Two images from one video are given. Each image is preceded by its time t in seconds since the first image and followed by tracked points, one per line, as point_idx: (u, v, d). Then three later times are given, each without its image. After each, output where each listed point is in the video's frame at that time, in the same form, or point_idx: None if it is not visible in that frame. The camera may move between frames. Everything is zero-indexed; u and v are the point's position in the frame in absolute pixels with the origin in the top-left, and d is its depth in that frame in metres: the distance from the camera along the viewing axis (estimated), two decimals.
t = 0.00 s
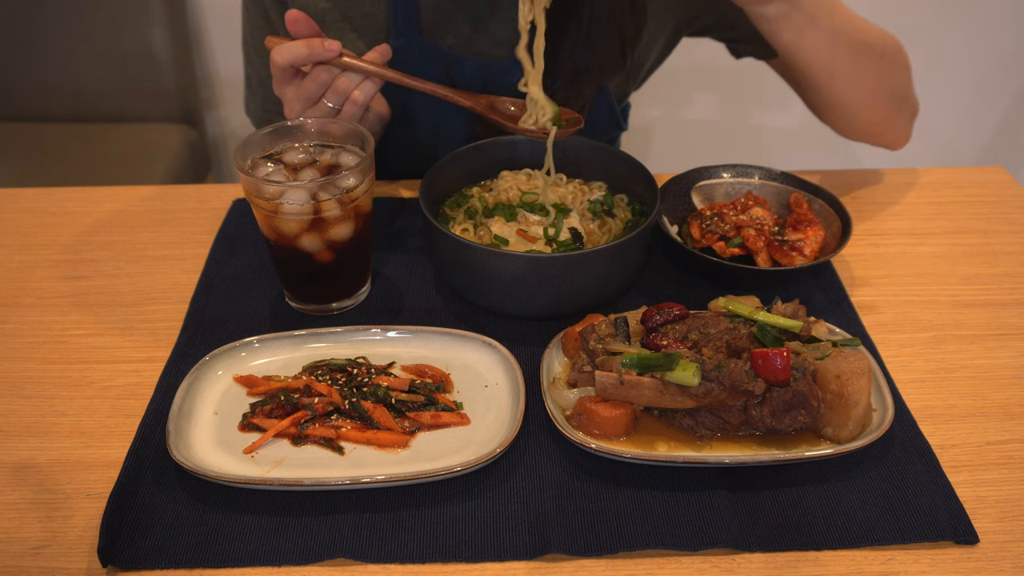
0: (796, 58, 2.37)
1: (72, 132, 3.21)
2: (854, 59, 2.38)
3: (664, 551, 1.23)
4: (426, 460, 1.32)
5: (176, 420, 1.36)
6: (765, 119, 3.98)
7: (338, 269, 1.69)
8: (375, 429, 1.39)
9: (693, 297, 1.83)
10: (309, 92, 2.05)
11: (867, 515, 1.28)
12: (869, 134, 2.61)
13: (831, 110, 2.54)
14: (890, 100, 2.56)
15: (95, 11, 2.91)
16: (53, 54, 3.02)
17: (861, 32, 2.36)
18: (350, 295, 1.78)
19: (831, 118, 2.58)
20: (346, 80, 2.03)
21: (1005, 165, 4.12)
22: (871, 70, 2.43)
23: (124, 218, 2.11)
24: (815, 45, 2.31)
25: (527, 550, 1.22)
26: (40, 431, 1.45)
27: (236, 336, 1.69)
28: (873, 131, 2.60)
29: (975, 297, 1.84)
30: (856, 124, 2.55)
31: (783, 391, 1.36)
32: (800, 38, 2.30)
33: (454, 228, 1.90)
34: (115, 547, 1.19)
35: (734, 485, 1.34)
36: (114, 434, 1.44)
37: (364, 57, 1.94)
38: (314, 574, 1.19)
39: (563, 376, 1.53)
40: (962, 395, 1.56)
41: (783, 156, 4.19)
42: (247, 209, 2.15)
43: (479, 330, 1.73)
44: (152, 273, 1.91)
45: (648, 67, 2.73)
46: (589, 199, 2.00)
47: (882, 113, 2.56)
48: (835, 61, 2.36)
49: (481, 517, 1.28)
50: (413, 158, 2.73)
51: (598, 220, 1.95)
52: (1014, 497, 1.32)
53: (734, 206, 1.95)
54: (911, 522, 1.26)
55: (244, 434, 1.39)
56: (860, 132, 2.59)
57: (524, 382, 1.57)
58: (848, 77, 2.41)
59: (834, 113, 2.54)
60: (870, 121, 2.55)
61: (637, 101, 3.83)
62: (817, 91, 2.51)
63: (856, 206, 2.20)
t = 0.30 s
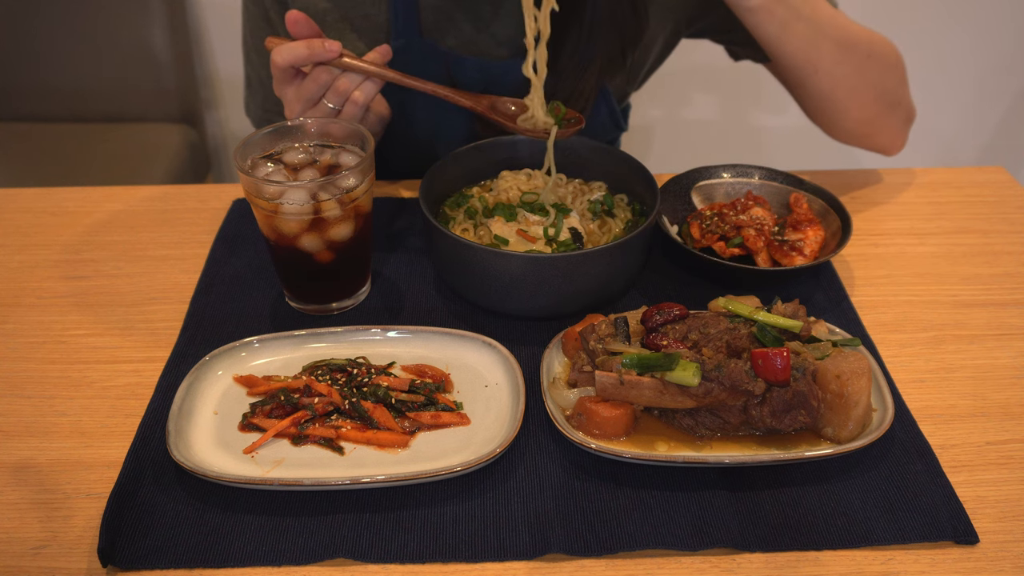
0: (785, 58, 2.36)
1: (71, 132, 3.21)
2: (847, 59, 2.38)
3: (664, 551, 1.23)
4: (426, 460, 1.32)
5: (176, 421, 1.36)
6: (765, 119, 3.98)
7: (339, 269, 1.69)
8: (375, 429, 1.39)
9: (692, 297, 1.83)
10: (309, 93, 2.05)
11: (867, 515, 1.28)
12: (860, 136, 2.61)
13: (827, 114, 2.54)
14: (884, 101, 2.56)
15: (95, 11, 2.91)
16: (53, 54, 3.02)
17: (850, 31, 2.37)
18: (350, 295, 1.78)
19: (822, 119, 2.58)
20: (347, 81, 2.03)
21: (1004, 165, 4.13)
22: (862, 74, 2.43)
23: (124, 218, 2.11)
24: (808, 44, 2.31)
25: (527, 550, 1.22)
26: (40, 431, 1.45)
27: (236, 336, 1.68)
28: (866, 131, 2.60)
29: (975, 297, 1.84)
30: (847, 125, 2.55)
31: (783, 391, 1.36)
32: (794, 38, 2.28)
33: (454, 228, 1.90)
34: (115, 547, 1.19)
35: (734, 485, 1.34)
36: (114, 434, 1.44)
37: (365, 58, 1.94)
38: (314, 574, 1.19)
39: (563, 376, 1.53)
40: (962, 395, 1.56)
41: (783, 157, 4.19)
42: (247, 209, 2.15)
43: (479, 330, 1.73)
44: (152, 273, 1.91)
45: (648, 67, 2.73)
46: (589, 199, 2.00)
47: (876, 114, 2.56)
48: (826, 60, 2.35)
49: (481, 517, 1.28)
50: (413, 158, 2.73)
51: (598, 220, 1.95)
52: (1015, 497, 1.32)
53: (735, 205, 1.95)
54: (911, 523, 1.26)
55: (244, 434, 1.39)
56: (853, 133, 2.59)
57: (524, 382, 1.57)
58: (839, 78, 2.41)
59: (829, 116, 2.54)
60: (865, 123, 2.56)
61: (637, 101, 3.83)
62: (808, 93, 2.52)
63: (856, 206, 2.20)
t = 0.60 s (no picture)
0: (785, 59, 2.36)
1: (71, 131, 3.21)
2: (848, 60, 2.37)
3: (664, 551, 1.23)
4: (427, 460, 1.32)
5: (176, 421, 1.36)
6: (766, 119, 3.98)
7: (339, 269, 1.69)
8: (375, 429, 1.39)
9: (692, 297, 1.83)
10: (311, 94, 2.05)
11: (867, 515, 1.28)
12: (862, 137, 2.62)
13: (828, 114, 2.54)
14: (885, 101, 2.55)
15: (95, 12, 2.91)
16: (54, 54, 3.02)
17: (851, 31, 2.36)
18: (350, 295, 1.78)
19: (824, 120, 2.58)
20: (348, 82, 2.03)
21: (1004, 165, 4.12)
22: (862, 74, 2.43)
23: (124, 218, 2.11)
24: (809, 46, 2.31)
25: (527, 550, 1.22)
26: (40, 431, 1.45)
27: (236, 336, 1.68)
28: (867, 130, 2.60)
29: (975, 297, 1.84)
30: (849, 125, 2.55)
31: (783, 391, 1.36)
32: (796, 40, 2.28)
33: (454, 228, 1.90)
34: (115, 547, 1.19)
35: (734, 485, 1.34)
36: (115, 434, 1.44)
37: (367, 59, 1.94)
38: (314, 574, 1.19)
39: (563, 376, 1.53)
40: (962, 395, 1.55)
41: (783, 157, 4.19)
42: (247, 209, 2.15)
43: (479, 330, 1.73)
44: (152, 273, 1.91)
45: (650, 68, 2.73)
46: (589, 199, 2.00)
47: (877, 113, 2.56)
48: (826, 60, 2.35)
49: (481, 517, 1.28)
50: (413, 158, 2.73)
51: (598, 220, 1.95)
52: (1015, 497, 1.32)
53: (735, 206, 1.95)
54: (911, 523, 1.26)
55: (244, 434, 1.39)
56: (855, 133, 2.59)
57: (524, 382, 1.57)
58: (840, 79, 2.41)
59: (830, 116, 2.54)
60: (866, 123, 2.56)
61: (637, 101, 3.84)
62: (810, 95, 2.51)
63: (856, 206, 2.20)
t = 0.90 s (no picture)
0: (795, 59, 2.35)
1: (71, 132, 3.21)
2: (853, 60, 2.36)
3: (664, 551, 1.23)
4: (427, 459, 1.32)
5: (176, 421, 1.36)
6: (766, 119, 3.98)
7: (339, 269, 1.69)
8: (375, 429, 1.39)
9: (692, 297, 1.83)
10: (308, 93, 2.05)
11: (867, 515, 1.28)
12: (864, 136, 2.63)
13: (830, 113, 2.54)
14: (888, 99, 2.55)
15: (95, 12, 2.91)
16: (53, 54, 3.02)
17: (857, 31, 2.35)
18: (350, 295, 1.78)
19: (825, 117, 2.60)
20: (346, 81, 2.03)
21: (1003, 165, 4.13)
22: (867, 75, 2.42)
23: (124, 218, 2.11)
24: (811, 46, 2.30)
25: (527, 550, 1.22)
26: (40, 431, 1.45)
27: (236, 336, 1.68)
28: (870, 129, 2.61)
29: (975, 297, 1.84)
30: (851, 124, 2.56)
31: (783, 391, 1.36)
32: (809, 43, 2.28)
33: (454, 228, 1.90)
34: (116, 547, 1.19)
35: (734, 485, 1.34)
36: (115, 434, 1.44)
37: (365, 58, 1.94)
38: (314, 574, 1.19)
39: (563, 376, 1.53)
40: (962, 395, 1.56)
41: (783, 156, 4.19)
42: (247, 209, 2.15)
43: (479, 330, 1.73)
44: (152, 273, 1.91)
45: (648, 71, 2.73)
46: (589, 199, 2.00)
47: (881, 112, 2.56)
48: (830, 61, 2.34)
49: (481, 517, 1.28)
50: (413, 158, 2.73)
51: (597, 220, 1.95)
52: (1015, 497, 1.32)
53: (734, 206, 1.95)
54: (911, 523, 1.26)
55: (244, 434, 1.39)
56: (856, 132, 2.59)
57: (524, 382, 1.57)
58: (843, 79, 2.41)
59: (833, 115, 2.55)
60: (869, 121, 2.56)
61: (637, 101, 3.84)
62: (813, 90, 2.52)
63: (855, 206, 2.20)
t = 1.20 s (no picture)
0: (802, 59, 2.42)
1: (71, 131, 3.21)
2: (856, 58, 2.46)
3: (664, 551, 1.23)
4: (427, 459, 1.32)
5: (176, 421, 1.36)
6: (766, 119, 3.98)
7: (339, 269, 1.69)
8: (375, 429, 1.39)
9: (692, 297, 1.83)
10: (309, 93, 2.04)
11: (867, 515, 1.28)
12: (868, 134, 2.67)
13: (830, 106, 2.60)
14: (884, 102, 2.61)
15: (95, 12, 2.91)
16: (53, 54, 3.02)
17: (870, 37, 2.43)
18: (350, 295, 1.78)
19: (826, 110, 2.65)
20: (346, 83, 2.02)
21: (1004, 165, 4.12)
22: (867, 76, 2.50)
23: (124, 219, 2.11)
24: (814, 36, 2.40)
25: (527, 550, 1.22)
26: (40, 431, 1.45)
27: (236, 336, 1.68)
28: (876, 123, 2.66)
29: (975, 297, 1.84)
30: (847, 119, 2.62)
31: (783, 391, 1.36)
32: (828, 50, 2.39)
33: (454, 228, 1.90)
34: (115, 547, 1.19)
35: (734, 485, 1.34)
36: (115, 434, 1.44)
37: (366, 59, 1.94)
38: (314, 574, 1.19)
39: (563, 376, 1.53)
40: (962, 395, 1.55)
41: (783, 156, 4.18)
42: (247, 209, 2.15)
43: (479, 330, 1.73)
44: (152, 273, 1.91)
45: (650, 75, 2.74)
46: (589, 199, 1.99)
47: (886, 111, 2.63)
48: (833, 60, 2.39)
49: (481, 517, 1.28)
50: (413, 158, 2.73)
51: (597, 220, 1.95)
52: (1015, 497, 1.32)
53: (734, 206, 1.94)
54: (911, 523, 1.26)
55: (244, 434, 1.39)
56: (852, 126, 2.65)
57: (524, 382, 1.57)
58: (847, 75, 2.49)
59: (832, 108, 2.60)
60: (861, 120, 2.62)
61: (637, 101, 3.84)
62: (824, 85, 2.61)
63: (855, 205, 2.20)
